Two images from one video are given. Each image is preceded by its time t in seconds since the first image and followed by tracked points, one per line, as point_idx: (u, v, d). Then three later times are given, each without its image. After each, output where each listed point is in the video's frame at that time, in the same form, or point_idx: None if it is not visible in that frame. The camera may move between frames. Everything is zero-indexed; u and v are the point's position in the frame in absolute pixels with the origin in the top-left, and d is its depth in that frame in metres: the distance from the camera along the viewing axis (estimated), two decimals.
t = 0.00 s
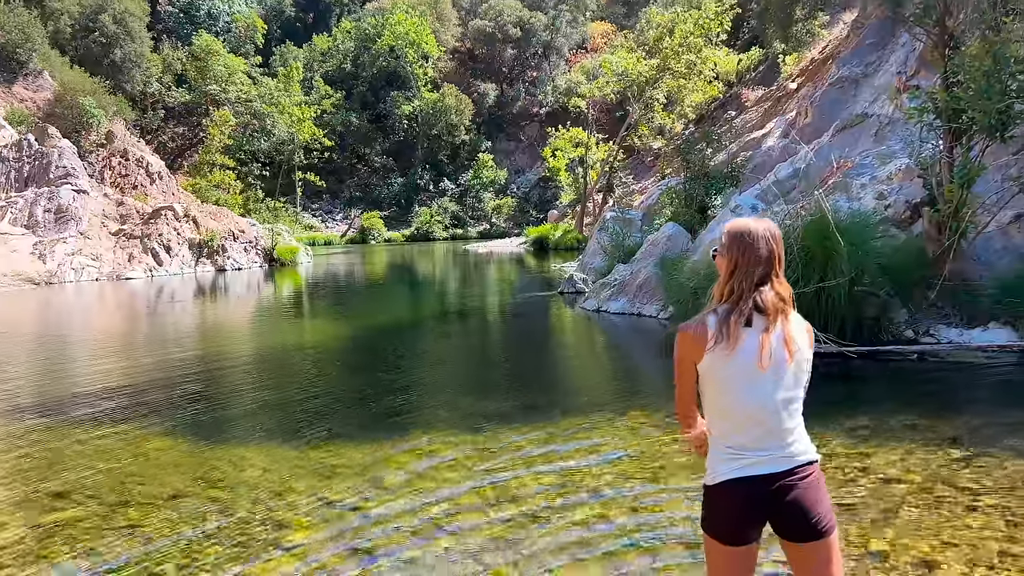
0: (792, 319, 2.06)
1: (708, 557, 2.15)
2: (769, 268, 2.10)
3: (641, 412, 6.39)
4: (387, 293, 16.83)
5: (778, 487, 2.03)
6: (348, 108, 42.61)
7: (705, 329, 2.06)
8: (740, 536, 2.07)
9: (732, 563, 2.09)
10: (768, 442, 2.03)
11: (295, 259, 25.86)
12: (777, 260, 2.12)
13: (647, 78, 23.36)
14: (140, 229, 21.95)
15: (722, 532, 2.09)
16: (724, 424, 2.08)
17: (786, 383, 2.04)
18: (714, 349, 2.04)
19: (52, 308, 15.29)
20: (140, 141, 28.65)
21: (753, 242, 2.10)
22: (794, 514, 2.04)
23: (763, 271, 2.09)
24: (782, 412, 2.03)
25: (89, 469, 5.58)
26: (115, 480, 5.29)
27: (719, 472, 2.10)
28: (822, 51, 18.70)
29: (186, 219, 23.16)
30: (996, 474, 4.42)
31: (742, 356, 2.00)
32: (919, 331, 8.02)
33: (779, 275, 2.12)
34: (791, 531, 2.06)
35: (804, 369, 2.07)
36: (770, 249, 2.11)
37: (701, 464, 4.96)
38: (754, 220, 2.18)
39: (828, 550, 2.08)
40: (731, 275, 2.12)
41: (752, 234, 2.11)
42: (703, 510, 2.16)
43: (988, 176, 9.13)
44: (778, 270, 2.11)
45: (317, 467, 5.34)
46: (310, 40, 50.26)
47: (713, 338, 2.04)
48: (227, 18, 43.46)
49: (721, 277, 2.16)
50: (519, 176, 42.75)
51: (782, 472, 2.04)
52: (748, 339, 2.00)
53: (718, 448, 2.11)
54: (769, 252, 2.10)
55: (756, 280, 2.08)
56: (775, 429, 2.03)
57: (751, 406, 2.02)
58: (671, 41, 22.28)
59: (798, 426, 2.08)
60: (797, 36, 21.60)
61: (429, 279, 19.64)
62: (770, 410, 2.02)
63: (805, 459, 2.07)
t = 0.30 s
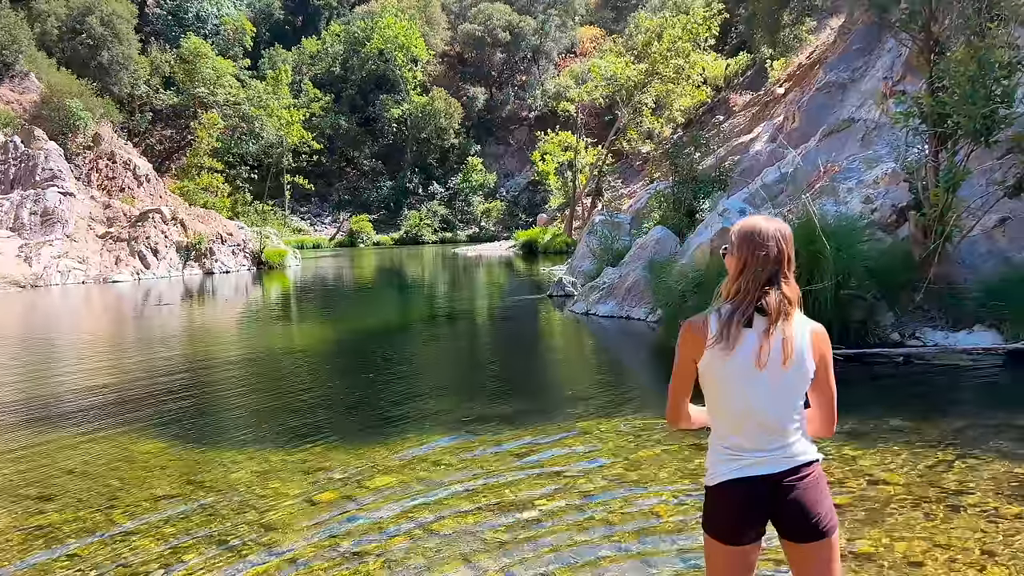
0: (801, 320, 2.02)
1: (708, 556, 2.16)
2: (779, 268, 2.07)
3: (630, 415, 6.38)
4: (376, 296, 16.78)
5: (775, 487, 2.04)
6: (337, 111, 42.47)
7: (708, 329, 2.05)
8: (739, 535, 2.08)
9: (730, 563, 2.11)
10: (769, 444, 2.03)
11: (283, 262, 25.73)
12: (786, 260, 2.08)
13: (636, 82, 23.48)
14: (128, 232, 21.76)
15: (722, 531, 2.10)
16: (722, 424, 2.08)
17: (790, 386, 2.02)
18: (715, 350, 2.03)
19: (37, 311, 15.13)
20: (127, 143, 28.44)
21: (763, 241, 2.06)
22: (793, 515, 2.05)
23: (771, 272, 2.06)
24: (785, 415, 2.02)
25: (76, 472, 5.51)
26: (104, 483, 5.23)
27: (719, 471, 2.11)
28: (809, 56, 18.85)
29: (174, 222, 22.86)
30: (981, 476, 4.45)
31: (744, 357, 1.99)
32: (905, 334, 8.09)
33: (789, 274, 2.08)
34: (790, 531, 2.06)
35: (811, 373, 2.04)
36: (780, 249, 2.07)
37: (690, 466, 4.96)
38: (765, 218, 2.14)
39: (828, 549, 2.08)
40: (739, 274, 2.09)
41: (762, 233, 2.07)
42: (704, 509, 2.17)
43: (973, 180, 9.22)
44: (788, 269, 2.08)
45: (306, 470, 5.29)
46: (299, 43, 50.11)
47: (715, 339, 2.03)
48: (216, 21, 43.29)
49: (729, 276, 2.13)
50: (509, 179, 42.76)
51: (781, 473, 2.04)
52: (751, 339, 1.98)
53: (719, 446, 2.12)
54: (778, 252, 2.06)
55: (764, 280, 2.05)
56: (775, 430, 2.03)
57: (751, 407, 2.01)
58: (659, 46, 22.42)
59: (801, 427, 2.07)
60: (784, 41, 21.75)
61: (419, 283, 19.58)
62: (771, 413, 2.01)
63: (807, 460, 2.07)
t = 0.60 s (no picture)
0: (790, 321, 2.01)
1: (696, 558, 2.15)
2: (769, 269, 2.06)
3: (616, 417, 6.38)
4: (364, 299, 16.71)
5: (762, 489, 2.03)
6: (325, 114, 42.32)
7: (697, 330, 2.05)
8: (726, 535, 2.07)
9: (716, 565, 2.10)
10: (754, 444, 2.03)
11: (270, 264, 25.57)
12: (778, 261, 2.08)
13: (623, 85, 23.57)
14: (113, 235, 21.56)
15: (710, 532, 2.09)
16: (708, 424, 2.09)
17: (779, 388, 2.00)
18: (703, 350, 2.03)
19: (20, 314, 14.94)
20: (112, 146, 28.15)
21: (754, 242, 2.06)
22: (779, 517, 2.04)
23: (762, 273, 2.05)
24: (771, 415, 2.01)
25: (58, 475, 5.45)
26: (87, 486, 5.18)
27: (708, 472, 2.11)
28: (795, 59, 19.01)
29: (159, 224, 22.72)
30: (960, 475, 4.49)
31: (729, 357, 1.98)
32: (889, 334, 8.16)
33: (780, 277, 2.08)
34: (775, 530, 2.06)
35: (800, 374, 2.02)
36: (772, 250, 2.07)
37: (676, 465, 4.96)
38: (758, 220, 2.13)
39: (816, 549, 2.07)
40: (730, 274, 2.09)
41: (754, 234, 2.06)
42: (693, 509, 2.17)
43: (955, 182, 9.32)
44: (779, 272, 2.08)
45: (292, 473, 5.25)
46: (286, 45, 49.84)
47: (703, 341, 2.03)
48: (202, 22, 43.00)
49: (722, 276, 2.12)
50: (497, 181, 42.78)
51: (767, 475, 2.03)
52: (735, 340, 1.98)
53: (708, 447, 2.12)
54: (769, 253, 2.06)
55: (754, 282, 2.04)
56: (761, 432, 2.02)
57: (735, 406, 2.01)
58: (646, 48, 22.53)
59: (789, 429, 2.06)
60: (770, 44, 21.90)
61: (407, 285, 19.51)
62: (755, 414, 2.01)
63: (795, 459, 2.06)
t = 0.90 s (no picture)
0: (771, 326, 2.00)
1: (680, 564, 2.14)
2: (751, 273, 2.05)
3: (603, 419, 6.38)
4: (351, 301, 16.63)
5: (745, 495, 2.02)
6: (311, 114, 42.05)
7: (679, 335, 2.04)
8: (709, 542, 2.06)
9: (699, 571, 2.09)
10: (737, 450, 2.02)
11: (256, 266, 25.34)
12: (760, 266, 2.07)
13: (610, 86, 23.58)
14: (95, 237, 21.32)
15: (693, 538, 2.07)
16: (691, 430, 2.07)
17: (763, 393, 1.99)
18: (685, 356, 2.01)
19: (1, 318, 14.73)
20: (95, 147, 27.80)
21: (737, 246, 2.04)
22: (761, 522, 2.03)
23: (746, 277, 2.04)
24: (753, 420, 1.99)
25: (37, 482, 5.35)
26: (67, 494, 5.08)
27: (691, 478, 2.09)
28: (780, 60, 19.14)
29: (143, 226, 22.51)
30: (945, 476, 4.51)
31: (712, 363, 1.97)
32: (873, 335, 8.22)
33: (763, 281, 2.06)
34: (758, 537, 2.04)
35: (784, 380, 2.00)
36: (754, 254, 2.05)
37: (663, 468, 4.96)
38: (741, 224, 2.11)
39: (799, 555, 2.06)
40: (713, 279, 2.07)
41: (736, 238, 2.05)
42: (676, 516, 2.15)
43: (938, 183, 9.41)
44: (761, 276, 2.06)
45: (276, 478, 5.20)
46: (271, 45, 49.50)
47: (685, 346, 2.01)
48: (186, 23, 42.61)
49: (704, 281, 2.10)
50: (484, 182, 42.75)
51: (750, 481, 2.02)
52: (720, 345, 1.96)
53: (691, 453, 2.10)
54: (752, 258, 2.05)
55: (736, 286, 2.03)
56: (744, 438, 2.00)
57: (719, 413, 1.99)
58: (632, 49, 22.58)
59: (773, 435, 2.05)
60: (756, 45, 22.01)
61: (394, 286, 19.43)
62: (739, 420, 1.99)
63: (778, 465, 2.05)
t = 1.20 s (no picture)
0: (756, 324, 2.00)
1: (665, 563, 2.13)
2: (735, 271, 2.04)
3: (591, 419, 6.37)
4: (339, 302, 16.57)
5: (730, 493, 2.01)
6: (297, 115, 41.80)
7: (664, 334, 2.02)
8: (695, 541, 2.05)
9: (685, 570, 2.08)
10: (723, 448, 2.01)
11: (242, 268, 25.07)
12: (743, 265, 2.06)
13: (597, 86, 23.60)
14: (80, 239, 20.92)
15: (678, 538, 2.06)
16: (676, 428, 2.06)
17: (747, 392, 1.98)
18: (670, 355, 1.99)
19: None
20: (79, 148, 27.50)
21: (719, 245, 2.04)
22: (748, 521, 2.02)
23: (729, 276, 2.03)
24: (739, 418, 1.99)
25: (19, 486, 5.26)
26: (48, 497, 5.01)
27: (677, 477, 2.08)
28: (765, 60, 19.24)
29: (128, 228, 22.26)
30: (931, 473, 4.54)
31: (699, 362, 1.96)
32: (859, 333, 8.28)
33: (747, 280, 2.06)
34: (744, 535, 2.04)
35: (768, 378, 2.00)
36: (736, 253, 2.05)
37: (652, 468, 4.96)
38: (723, 223, 2.11)
39: (784, 553, 2.05)
40: (696, 278, 2.07)
41: (720, 236, 2.05)
42: (662, 515, 2.14)
43: (922, 182, 9.50)
44: (744, 275, 2.06)
45: (264, 480, 5.15)
46: (257, 46, 49.14)
47: (670, 344, 2.00)
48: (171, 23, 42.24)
49: (688, 280, 2.10)
50: (472, 182, 42.67)
51: (736, 480, 2.02)
52: (705, 344, 1.95)
53: (677, 452, 2.08)
54: (735, 256, 2.04)
55: (720, 285, 2.02)
56: (730, 436, 2.00)
57: (704, 412, 1.98)
58: (619, 50, 22.62)
59: (758, 434, 2.04)
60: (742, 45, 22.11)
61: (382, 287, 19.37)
62: (725, 418, 1.98)
63: (763, 463, 2.05)
